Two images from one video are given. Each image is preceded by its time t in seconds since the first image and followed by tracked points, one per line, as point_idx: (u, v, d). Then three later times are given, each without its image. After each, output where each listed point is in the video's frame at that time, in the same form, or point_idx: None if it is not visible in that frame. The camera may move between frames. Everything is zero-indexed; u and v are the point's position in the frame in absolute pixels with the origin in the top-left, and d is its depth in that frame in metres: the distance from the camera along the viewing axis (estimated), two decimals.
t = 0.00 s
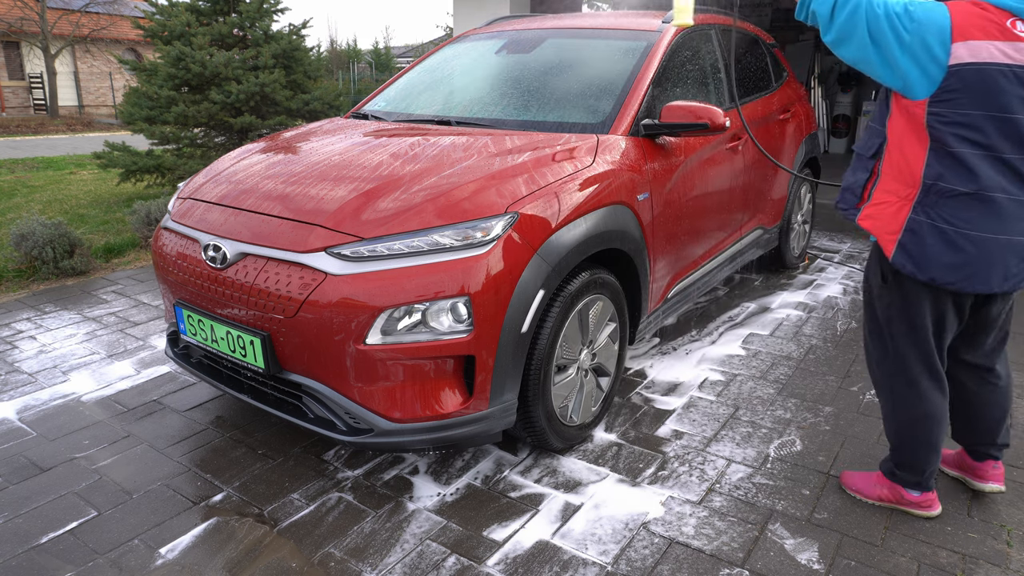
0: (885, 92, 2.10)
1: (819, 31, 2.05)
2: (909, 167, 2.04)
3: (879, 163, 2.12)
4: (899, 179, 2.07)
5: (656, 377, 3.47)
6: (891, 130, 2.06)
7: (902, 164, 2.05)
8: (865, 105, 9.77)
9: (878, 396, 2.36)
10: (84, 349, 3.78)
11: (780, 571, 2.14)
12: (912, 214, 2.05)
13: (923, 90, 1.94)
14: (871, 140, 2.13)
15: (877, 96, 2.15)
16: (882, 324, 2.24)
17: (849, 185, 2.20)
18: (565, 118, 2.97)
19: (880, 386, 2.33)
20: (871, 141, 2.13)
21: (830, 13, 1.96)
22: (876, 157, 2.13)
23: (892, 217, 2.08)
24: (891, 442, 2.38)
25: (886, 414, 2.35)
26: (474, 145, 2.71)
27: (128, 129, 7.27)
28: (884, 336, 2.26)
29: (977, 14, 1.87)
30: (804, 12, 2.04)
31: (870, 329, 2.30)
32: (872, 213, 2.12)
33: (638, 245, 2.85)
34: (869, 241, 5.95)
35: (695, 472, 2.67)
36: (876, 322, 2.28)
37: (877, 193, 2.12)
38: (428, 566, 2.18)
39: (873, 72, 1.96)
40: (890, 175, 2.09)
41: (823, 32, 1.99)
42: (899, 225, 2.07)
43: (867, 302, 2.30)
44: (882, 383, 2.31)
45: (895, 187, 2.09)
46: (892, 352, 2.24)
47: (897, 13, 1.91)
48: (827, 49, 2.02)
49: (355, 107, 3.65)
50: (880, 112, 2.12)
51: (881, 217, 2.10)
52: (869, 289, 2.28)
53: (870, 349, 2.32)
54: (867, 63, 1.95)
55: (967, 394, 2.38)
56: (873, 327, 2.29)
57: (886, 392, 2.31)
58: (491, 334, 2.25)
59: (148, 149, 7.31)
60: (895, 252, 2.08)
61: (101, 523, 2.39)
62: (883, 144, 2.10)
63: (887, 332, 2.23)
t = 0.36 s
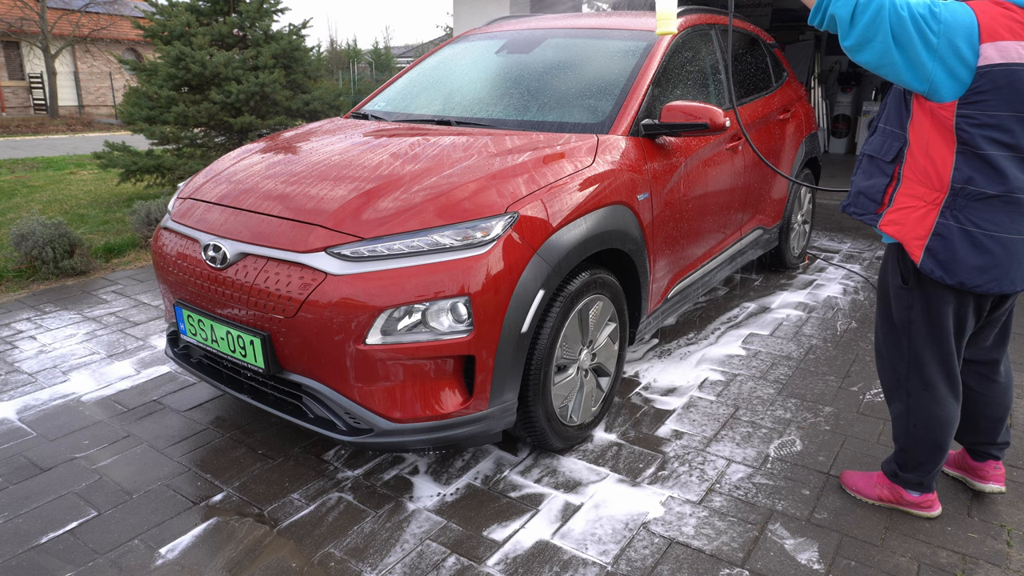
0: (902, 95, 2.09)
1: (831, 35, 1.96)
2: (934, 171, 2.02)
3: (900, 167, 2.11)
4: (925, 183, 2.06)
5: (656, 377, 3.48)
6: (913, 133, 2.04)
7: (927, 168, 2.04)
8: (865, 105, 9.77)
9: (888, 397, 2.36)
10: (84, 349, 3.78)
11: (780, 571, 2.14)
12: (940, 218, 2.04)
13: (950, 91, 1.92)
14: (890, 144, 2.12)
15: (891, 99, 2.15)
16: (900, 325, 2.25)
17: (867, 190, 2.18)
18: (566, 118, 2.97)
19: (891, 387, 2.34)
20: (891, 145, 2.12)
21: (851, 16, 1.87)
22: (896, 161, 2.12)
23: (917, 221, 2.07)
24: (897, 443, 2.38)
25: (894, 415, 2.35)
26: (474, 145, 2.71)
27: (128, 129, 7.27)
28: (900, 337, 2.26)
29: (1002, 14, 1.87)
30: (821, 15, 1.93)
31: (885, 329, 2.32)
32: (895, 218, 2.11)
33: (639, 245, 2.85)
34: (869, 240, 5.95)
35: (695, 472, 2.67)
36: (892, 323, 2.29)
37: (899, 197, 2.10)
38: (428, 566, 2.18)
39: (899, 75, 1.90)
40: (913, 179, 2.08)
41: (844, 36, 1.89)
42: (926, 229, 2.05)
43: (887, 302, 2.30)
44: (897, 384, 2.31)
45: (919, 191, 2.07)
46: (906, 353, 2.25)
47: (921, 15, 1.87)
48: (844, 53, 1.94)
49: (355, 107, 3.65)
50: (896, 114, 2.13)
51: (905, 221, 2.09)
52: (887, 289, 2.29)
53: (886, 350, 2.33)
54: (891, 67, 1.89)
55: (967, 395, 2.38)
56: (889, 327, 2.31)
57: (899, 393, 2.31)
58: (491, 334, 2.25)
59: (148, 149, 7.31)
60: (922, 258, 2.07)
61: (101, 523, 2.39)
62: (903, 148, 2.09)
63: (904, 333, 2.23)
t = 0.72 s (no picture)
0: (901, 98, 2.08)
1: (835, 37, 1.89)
2: (935, 176, 2.02)
3: (898, 172, 2.12)
4: (925, 189, 2.06)
5: (657, 377, 3.48)
6: (913, 137, 2.04)
7: (928, 174, 2.04)
8: (865, 105, 9.77)
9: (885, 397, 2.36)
10: (84, 349, 3.78)
11: (780, 571, 2.14)
12: (941, 223, 2.04)
13: (954, 92, 1.90)
14: (888, 149, 2.13)
15: (889, 101, 2.14)
16: (895, 325, 2.24)
17: (865, 194, 2.20)
18: (566, 118, 2.97)
19: (887, 387, 2.33)
20: (888, 149, 2.13)
21: (860, 19, 1.81)
22: (894, 166, 2.13)
23: (917, 227, 2.07)
24: (895, 443, 2.38)
25: (892, 416, 2.35)
26: (474, 145, 2.71)
27: (128, 129, 7.27)
28: (897, 337, 2.26)
29: (1004, 15, 1.87)
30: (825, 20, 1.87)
31: (880, 329, 2.31)
32: (895, 223, 2.10)
33: (639, 245, 2.85)
34: (869, 240, 5.95)
35: (695, 472, 2.67)
36: (887, 323, 2.28)
37: (898, 202, 2.11)
38: (428, 566, 2.18)
39: (905, 78, 1.86)
40: (911, 184, 2.08)
41: (850, 40, 1.84)
42: (926, 233, 2.05)
43: (881, 302, 2.30)
44: (893, 384, 2.31)
45: (918, 196, 2.07)
46: (902, 354, 2.25)
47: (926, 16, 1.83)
48: (846, 57, 1.88)
49: (355, 107, 3.65)
50: (893, 118, 2.13)
51: (905, 227, 2.08)
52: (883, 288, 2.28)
53: (881, 350, 2.32)
54: (894, 73, 1.86)
55: (967, 395, 2.38)
56: (885, 327, 2.29)
57: (896, 393, 2.30)
58: (492, 334, 2.25)
59: (148, 149, 7.31)
60: (922, 263, 2.07)
61: (101, 523, 2.39)
62: (901, 153, 2.09)
63: (901, 333, 2.23)
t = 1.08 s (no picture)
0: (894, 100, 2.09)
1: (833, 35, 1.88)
2: (926, 179, 2.03)
3: (888, 174, 2.14)
4: (917, 191, 2.07)
5: (657, 376, 3.48)
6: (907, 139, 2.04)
7: (919, 176, 2.05)
8: (865, 105, 9.78)
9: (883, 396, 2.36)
10: (84, 349, 3.78)
11: (780, 571, 2.14)
12: (932, 225, 2.05)
13: (947, 94, 1.90)
14: (880, 151, 2.16)
15: (882, 104, 2.16)
16: (891, 325, 2.24)
17: (857, 196, 2.23)
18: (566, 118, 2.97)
19: (885, 388, 2.34)
20: (880, 151, 2.15)
21: (860, 15, 1.80)
22: (885, 168, 2.15)
23: (908, 229, 2.09)
24: (894, 443, 2.38)
25: (891, 416, 2.35)
26: (474, 145, 2.71)
27: (128, 129, 7.27)
28: (892, 338, 2.26)
29: (999, 15, 1.85)
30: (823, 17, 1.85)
31: (876, 330, 2.31)
32: (886, 225, 2.13)
33: (639, 245, 2.85)
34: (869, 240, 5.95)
35: (695, 472, 2.67)
36: (883, 324, 2.28)
37: (889, 205, 2.13)
38: (428, 566, 2.18)
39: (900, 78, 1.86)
40: (902, 186, 2.10)
41: (849, 36, 1.83)
42: (918, 236, 2.06)
43: (875, 303, 2.30)
44: (890, 385, 2.31)
45: (911, 198, 2.09)
46: (898, 355, 2.25)
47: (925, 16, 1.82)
48: (844, 55, 1.87)
49: (355, 107, 3.65)
50: (885, 120, 2.14)
51: (897, 229, 2.11)
52: (877, 289, 2.29)
53: (878, 352, 2.32)
54: (893, 72, 1.85)
55: (966, 395, 2.38)
56: (881, 328, 2.29)
57: (893, 394, 2.31)
58: (492, 334, 2.25)
59: (148, 149, 7.31)
60: (914, 265, 2.08)
61: (101, 523, 2.39)
62: (892, 155, 2.12)
63: (896, 333, 2.23)
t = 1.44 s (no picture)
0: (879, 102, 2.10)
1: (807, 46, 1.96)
2: (909, 179, 2.04)
3: (874, 175, 2.15)
4: (900, 192, 2.08)
5: (657, 376, 3.48)
6: (890, 141, 2.05)
7: (902, 176, 2.05)
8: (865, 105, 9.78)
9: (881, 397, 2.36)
10: (84, 349, 3.78)
11: (780, 571, 2.14)
12: (916, 226, 2.05)
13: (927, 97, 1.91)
14: (865, 152, 2.17)
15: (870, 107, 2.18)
16: (885, 326, 2.25)
17: (845, 198, 2.24)
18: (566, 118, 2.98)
19: (881, 388, 2.34)
20: (866, 152, 2.17)
21: (828, 27, 1.87)
22: (871, 169, 2.16)
23: (892, 229, 2.09)
24: (893, 443, 2.38)
25: (891, 416, 2.35)
26: (474, 145, 2.71)
27: (128, 129, 7.27)
28: (887, 338, 2.26)
29: (973, 16, 1.86)
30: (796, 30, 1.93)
31: (871, 331, 2.31)
32: (872, 226, 2.14)
33: (639, 245, 2.85)
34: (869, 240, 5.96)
35: (695, 472, 2.67)
36: (877, 325, 2.29)
37: (875, 205, 2.14)
38: (428, 566, 2.18)
39: (872, 86, 1.90)
40: (887, 187, 2.11)
41: (817, 49, 1.91)
42: (902, 236, 2.07)
43: (869, 305, 2.31)
44: (886, 385, 2.31)
45: (895, 199, 2.09)
46: (892, 355, 2.25)
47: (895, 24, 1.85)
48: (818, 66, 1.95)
49: (355, 107, 3.65)
50: (872, 123, 2.16)
51: (882, 230, 2.12)
52: (870, 290, 2.29)
53: (873, 352, 2.32)
54: (864, 80, 1.90)
55: (966, 396, 2.38)
56: (875, 329, 2.29)
57: (889, 394, 2.31)
58: (492, 334, 2.25)
59: (148, 149, 7.31)
60: (900, 265, 2.09)
61: (101, 523, 2.39)
62: (877, 156, 2.12)
63: (890, 334, 2.24)
